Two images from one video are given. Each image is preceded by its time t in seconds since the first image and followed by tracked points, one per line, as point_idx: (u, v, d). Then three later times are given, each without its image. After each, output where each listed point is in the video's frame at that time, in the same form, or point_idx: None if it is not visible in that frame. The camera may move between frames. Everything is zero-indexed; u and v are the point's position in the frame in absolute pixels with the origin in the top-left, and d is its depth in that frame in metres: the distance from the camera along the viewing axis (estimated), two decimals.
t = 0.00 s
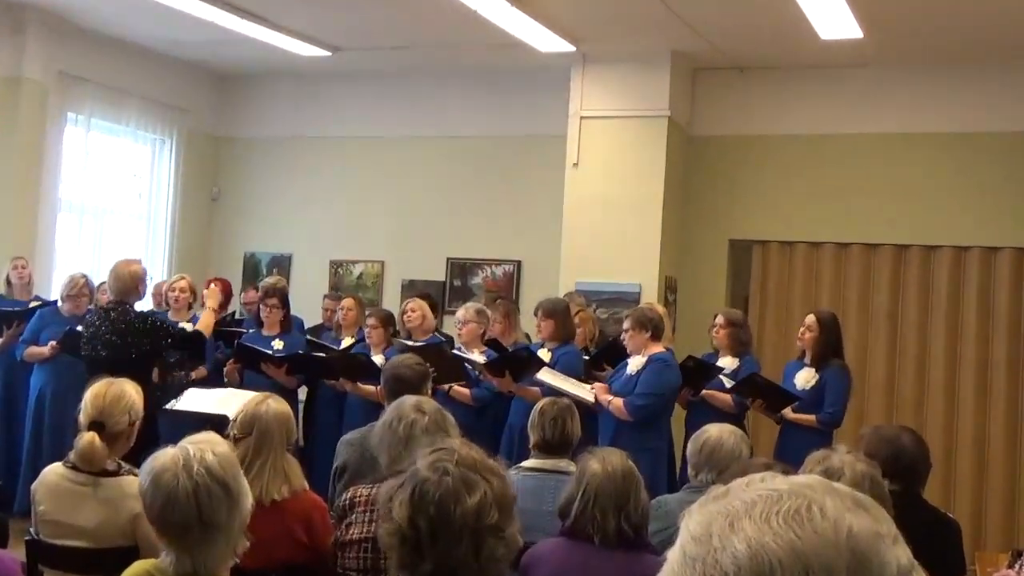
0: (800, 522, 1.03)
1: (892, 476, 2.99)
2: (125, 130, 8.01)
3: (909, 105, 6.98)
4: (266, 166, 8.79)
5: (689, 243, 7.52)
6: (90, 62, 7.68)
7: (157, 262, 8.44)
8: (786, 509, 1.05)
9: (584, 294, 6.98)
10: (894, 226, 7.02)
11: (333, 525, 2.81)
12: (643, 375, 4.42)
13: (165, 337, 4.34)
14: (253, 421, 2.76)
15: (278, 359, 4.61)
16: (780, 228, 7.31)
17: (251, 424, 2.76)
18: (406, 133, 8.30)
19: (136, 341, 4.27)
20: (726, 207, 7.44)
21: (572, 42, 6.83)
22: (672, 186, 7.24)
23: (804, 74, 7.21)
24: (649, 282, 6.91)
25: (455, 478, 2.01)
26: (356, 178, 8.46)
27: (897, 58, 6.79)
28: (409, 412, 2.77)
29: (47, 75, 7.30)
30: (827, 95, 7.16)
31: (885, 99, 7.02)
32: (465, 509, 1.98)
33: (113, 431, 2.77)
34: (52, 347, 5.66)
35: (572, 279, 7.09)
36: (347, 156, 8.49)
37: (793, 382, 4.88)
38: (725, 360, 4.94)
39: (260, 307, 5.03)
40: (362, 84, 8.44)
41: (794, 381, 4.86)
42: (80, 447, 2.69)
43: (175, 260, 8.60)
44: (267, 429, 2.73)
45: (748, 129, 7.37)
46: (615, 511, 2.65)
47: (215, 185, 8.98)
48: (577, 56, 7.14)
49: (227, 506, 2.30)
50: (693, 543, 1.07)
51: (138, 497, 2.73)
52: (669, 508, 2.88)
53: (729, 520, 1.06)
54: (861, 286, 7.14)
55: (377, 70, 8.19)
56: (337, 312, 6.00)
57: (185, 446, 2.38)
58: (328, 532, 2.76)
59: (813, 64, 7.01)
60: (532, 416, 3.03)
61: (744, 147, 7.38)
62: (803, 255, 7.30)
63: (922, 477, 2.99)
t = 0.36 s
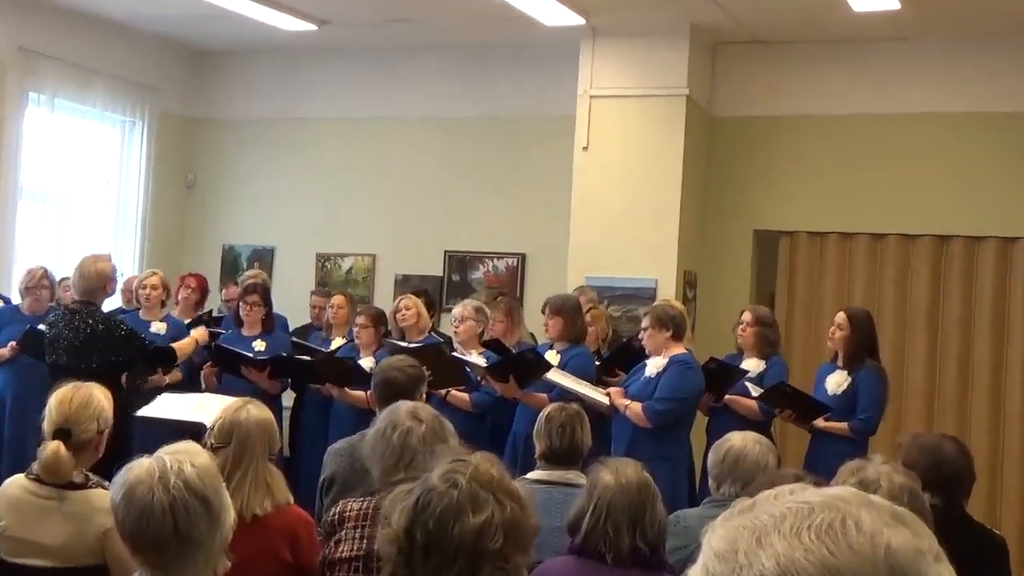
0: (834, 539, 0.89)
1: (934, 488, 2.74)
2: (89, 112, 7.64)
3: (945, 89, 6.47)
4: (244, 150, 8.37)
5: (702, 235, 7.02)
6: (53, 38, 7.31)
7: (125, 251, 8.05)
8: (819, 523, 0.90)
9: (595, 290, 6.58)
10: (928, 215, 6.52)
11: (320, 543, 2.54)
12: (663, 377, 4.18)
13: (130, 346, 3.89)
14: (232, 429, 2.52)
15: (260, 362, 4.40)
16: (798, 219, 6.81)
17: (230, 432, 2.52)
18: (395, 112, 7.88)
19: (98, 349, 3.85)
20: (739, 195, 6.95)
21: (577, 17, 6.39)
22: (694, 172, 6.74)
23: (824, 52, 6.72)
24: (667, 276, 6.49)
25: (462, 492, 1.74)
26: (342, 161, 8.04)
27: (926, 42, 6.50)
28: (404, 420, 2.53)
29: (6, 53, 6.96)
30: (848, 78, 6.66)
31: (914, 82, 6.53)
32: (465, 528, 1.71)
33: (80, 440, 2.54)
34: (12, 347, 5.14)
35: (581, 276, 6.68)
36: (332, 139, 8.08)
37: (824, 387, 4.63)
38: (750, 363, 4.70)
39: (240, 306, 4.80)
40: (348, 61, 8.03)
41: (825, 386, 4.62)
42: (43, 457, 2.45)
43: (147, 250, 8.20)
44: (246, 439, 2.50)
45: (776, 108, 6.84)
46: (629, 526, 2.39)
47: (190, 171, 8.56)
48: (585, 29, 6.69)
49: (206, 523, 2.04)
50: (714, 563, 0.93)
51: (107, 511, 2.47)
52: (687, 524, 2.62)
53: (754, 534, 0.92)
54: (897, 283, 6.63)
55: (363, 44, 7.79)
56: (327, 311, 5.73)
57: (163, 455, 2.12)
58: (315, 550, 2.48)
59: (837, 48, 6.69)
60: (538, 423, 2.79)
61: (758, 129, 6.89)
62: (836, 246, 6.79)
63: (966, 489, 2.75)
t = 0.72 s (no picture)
0: (867, 550, 0.87)
1: (971, 496, 2.59)
2: (67, 99, 7.48)
3: (970, 77, 6.30)
4: (232, 142, 8.22)
5: (723, 222, 6.83)
6: (30, 23, 7.15)
7: (105, 243, 7.88)
8: (850, 533, 0.89)
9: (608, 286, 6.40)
10: (949, 206, 6.34)
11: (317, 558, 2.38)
12: (684, 378, 4.03)
13: (121, 337, 3.71)
14: (220, 437, 2.35)
15: (249, 366, 4.21)
16: (818, 204, 6.63)
17: (217, 441, 2.35)
18: (390, 102, 7.72)
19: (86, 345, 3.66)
20: (751, 186, 6.77)
21: None
22: (714, 160, 6.55)
23: (839, 35, 6.55)
24: (683, 272, 6.32)
25: (473, 505, 1.57)
26: (334, 152, 7.88)
27: (947, 28, 6.33)
28: (405, 428, 2.37)
29: None
30: (871, 64, 6.49)
31: (935, 70, 6.36)
32: (474, 544, 1.54)
33: (59, 451, 2.38)
34: None
35: (592, 272, 6.50)
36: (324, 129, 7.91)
37: (853, 389, 4.46)
38: (775, 365, 4.52)
39: (227, 307, 4.66)
40: (341, 49, 7.86)
41: (854, 389, 4.45)
42: (20, 468, 2.26)
43: (129, 244, 8.04)
44: (235, 447, 2.33)
45: (799, 92, 6.65)
46: (646, 539, 2.18)
47: (175, 162, 8.38)
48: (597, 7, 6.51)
49: (196, 539, 1.79)
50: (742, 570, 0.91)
51: (90, 525, 2.28)
52: (707, 536, 2.43)
53: (783, 544, 0.91)
54: (932, 274, 6.44)
55: (362, 24, 7.61)
56: (321, 311, 5.57)
57: (148, 463, 1.87)
58: (311, 565, 2.31)
59: (854, 35, 6.52)
60: (547, 430, 2.63)
61: (769, 114, 6.72)
62: (863, 238, 6.59)
63: (1006, 497, 2.60)
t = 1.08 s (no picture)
0: (880, 544, 0.86)
1: (982, 493, 2.59)
2: (71, 100, 7.49)
3: (977, 70, 6.27)
4: (235, 142, 8.22)
5: (730, 219, 6.81)
6: (34, 23, 7.16)
7: (111, 244, 7.89)
8: (862, 528, 0.88)
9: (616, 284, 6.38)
10: (956, 200, 6.32)
11: (326, 559, 2.36)
12: (694, 376, 4.02)
13: (127, 338, 3.76)
14: (227, 437, 2.35)
15: (256, 367, 4.23)
16: (825, 199, 6.61)
17: (225, 441, 2.35)
18: (393, 100, 7.71)
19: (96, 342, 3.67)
20: (759, 182, 6.76)
21: None
22: (720, 157, 6.54)
23: (844, 29, 6.52)
24: (691, 269, 6.30)
25: (480, 501, 1.57)
26: (338, 151, 7.88)
27: (953, 21, 6.30)
28: (413, 427, 2.37)
29: None
30: (877, 58, 6.47)
31: (942, 63, 6.33)
32: (480, 540, 1.53)
33: (66, 451, 2.38)
34: None
35: (600, 270, 6.49)
36: (327, 128, 7.91)
37: (863, 385, 4.44)
38: (785, 361, 4.49)
39: (234, 308, 4.64)
40: (343, 47, 7.86)
41: (866, 385, 4.42)
42: (28, 469, 2.26)
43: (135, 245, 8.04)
44: (243, 446, 2.33)
45: (806, 87, 6.63)
46: (656, 537, 2.17)
47: (180, 163, 8.39)
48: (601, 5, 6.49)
49: (205, 538, 1.78)
50: (752, 567, 0.90)
51: (98, 525, 2.28)
52: (718, 534, 2.40)
53: (794, 541, 0.90)
54: (940, 269, 6.42)
55: (366, 23, 7.61)
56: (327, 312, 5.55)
57: (156, 463, 1.87)
58: (320, 565, 2.30)
59: (860, 29, 6.49)
60: (555, 428, 2.62)
61: (775, 109, 6.71)
62: (871, 233, 6.57)
63: (1016, 493, 2.59)
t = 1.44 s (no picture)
0: (891, 542, 0.86)
1: (992, 491, 2.58)
2: (80, 100, 7.48)
3: (983, 66, 6.26)
4: (244, 142, 8.22)
5: (738, 217, 6.81)
6: (41, 24, 7.17)
7: (120, 245, 7.88)
8: (873, 526, 0.88)
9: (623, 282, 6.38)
10: (962, 196, 6.31)
11: (335, 559, 2.36)
12: (704, 375, 4.02)
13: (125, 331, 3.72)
14: (235, 437, 2.34)
15: (264, 368, 4.23)
16: (832, 196, 6.61)
17: (233, 441, 2.35)
18: (400, 99, 7.72)
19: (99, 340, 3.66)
20: (767, 180, 6.75)
21: None
22: (727, 154, 6.53)
23: (851, 25, 6.51)
24: (698, 267, 6.30)
25: (490, 499, 1.57)
26: (345, 150, 7.88)
27: (959, 17, 6.29)
28: (421, 426, 2.37)
29: None
30: (884, 55, 6.45)
31: (947, 59, 6.33)
32: (490, 537, 1.53)
33: (76, 452, 2.38)
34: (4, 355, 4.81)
35: (606, 269, 6.49)
36: (335, 127, 7.91)
37: (871, 382, 4.44)
38: (794, 359, 4.48)
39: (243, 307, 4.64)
40: (350, 46, 7.86)
41: (874, 382, 4.41)
42: (37, 469, 2.26)
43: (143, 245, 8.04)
44: (251, 445, 2.33)
45: (811, 85, 6.62)
46: (664, 536, 2.17)
47: (187, 163, 8.39)
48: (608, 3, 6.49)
49: (214, 537, 1.79)
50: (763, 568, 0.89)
51: (108, 526, 2.29)
52: (727, 532, 2.41)
53: (805, 540, 0.89)
54: (947, 266, 6.41)
55: (371, 22, 7.61)
56: (334, 311, 5.55)
57: (165, 462, 1.87)
58: (328, 565, 2.30)
59: (867, 25, 6.47)
60: (564, 427, 2.61)
61: (782, 106, 6.70)
62: (878, 230, 6.56)
63: None
